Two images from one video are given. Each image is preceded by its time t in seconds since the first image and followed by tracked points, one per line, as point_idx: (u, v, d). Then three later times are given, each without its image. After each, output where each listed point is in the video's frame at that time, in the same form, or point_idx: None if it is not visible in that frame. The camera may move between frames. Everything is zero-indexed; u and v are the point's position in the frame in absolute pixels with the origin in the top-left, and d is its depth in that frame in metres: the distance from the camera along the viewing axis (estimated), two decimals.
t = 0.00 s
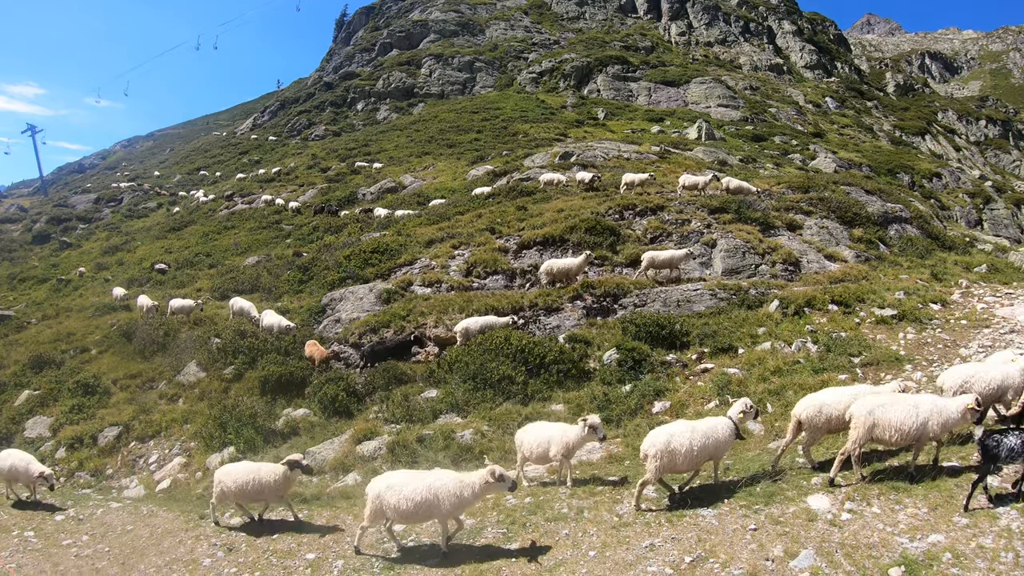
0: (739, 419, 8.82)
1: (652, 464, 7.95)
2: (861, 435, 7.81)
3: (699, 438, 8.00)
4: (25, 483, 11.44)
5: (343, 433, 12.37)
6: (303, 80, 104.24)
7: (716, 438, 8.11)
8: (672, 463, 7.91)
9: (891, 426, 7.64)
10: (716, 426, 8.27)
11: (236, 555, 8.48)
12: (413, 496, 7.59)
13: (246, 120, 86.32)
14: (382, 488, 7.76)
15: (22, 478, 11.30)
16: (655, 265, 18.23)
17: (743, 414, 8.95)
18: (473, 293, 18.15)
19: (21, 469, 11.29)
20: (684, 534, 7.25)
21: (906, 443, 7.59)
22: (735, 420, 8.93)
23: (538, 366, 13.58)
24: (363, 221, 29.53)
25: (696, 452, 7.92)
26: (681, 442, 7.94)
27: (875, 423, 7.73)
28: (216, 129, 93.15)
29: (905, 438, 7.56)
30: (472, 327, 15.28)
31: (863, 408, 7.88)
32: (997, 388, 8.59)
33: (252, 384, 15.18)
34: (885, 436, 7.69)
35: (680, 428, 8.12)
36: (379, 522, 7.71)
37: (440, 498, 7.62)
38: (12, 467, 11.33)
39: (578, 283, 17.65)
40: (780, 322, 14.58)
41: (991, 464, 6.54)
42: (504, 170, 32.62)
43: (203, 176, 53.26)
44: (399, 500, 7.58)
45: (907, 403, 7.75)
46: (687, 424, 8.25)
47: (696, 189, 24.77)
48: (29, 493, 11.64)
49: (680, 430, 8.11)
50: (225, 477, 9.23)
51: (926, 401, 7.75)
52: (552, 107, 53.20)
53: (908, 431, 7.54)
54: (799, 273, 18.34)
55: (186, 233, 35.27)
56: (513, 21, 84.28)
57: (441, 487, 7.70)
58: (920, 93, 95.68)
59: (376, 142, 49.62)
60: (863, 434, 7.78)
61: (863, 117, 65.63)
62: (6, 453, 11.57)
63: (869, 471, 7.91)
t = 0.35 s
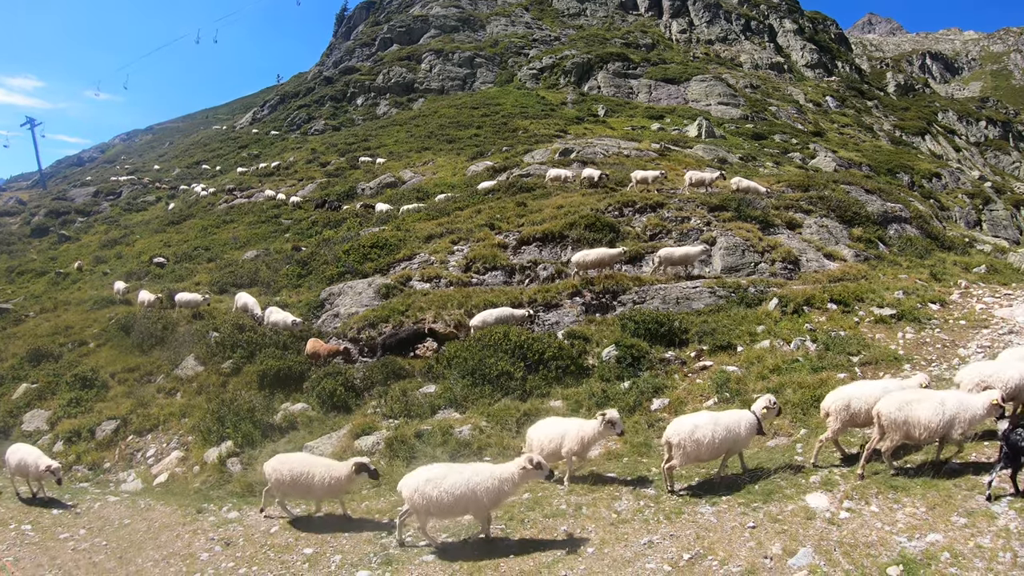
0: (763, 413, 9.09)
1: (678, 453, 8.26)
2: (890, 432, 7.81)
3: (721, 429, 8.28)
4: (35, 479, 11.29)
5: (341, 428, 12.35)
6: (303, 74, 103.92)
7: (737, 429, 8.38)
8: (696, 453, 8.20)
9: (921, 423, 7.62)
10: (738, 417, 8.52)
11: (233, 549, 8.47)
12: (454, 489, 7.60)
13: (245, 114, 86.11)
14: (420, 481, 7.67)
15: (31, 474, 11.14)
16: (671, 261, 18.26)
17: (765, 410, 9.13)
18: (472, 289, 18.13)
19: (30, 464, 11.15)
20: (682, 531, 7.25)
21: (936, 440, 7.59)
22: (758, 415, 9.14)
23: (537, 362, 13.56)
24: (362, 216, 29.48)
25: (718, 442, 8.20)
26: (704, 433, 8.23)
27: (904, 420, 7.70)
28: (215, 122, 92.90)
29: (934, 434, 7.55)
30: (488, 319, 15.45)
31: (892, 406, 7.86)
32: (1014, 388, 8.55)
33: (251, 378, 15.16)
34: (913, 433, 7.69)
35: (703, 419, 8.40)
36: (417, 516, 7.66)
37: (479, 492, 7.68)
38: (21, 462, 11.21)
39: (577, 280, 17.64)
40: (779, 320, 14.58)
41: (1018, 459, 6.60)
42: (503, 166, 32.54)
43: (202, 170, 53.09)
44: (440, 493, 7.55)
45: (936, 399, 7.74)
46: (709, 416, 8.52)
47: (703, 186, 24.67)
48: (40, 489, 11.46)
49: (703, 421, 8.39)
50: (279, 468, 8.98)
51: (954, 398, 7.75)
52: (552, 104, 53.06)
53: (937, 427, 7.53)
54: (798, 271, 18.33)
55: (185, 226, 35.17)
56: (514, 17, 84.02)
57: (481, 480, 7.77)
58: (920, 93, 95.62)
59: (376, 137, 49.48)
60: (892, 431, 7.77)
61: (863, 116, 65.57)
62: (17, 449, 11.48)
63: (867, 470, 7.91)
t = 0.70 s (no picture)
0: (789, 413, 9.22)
1: (702, 447, 8.37)
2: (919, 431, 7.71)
3: (745, 423, 8.44)
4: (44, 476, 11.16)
5: (339, 425, 12.33)
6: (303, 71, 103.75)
7: (763, 423, 8.55)
8: (720, 446, 8.33)
9: (947, 423, 7.55)
10: (764, 412, 8.71)
11: (230, 546, 8.46)
12: (494, 484, 7.51)
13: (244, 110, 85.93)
14: (457, 476, 7.59)
15: (40, 471, 11.03)
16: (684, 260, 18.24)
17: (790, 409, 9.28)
18: (471, 287, 18.11)
19: (40, 461, 11.04)
20: (679, 531, 7.24)
21: (964, 439, 7.51)
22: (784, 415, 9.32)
23: (536, 360, 13.56)
24: (361, 213, 29.44)
25: (743, 435, 8.37)
26: (730, 426, 8.39)
27: (929, 419, 7.64)
28: (215, 118, 92.68)
29: (962, 434, 7.47)
30: (502, 314, 15.65)
31: (918, 405, 7.79)
32: None
33: (249, 375, 15.15)
34: (939, 433, 7.62)
35: (729, 413, 8.59)
36: (454, 513, 7.58)
37: (522, 486, 7.57)
38: (31, 460, 11.15)
39: (576, 278, 17.65)
40: (778, 320, 14.57)
41: None
42: (503, 164, 32.49)
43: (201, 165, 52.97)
44: (479, 489, 7.47)
45: (962, 399, 7.67)
46: (732, 410, 8.69)
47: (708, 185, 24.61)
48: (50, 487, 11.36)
49: (729, 415, 8.57)
50: (340, 469, 8.85)
51: (981, 398, 7.68)
52: (552, 102, 53.00)
53: (964, 427, 7.45)
54: (797, 271, 18.34)
55: (183, 222, 35.12)
56: (515, 15, 83.89)
57: (523, 475, 7.65)
58: (920, 95, 95.67)
59: (376, 134, 49.40)
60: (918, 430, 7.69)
61: (863, 117, 65.60)
62: (28, 447, 11.45)
63: (864, 470, 7.91)
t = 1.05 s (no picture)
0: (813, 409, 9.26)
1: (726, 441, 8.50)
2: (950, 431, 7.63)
3: (770, 418, 8.47)
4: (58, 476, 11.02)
5: (339, 425, 12.32)
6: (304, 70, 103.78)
7: (789, 419, 8.54)
8: (744, 441, 8.41)
9: (979, 423, 7.42)
10: (791, 408, 8.71)
11: (229, 545, 8.45)
12: (536, 482, 7.40)
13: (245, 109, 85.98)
14: (499, 474, 7.50)
15: (57, 471, 10.90)
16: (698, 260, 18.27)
17: (815, 405, 9.34)
18: (471, 287, 18.10)
19: (56, 462, 10.89)
20: (677, 532, 7.25)
21: (997, 439, 7.39)
22: (809, 411, 9.36)
23: (535, 361, 13.55)
24: (362, 213, 29.45)
25: (767, 431, 8.39)
26: (753, 422, 8.44)
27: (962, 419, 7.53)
28: (216, 118, 92.76)
29: (995, 434, 7.34)
30: (516, 311, 15.64)
31: (951, 403, 7.69)
32: None
33: (249, 374, 15.15)
34: (972, 433, 7.50)
35: (753, 409, 8.61)
36: (494, 508, 7.50)
37: (562, 484, 7.47)
38: (45, 460, 10.97)
39: (576, 278, 17.67)
40: (778, 321, 14.57)
41: None
42: (503, 163, 32.52)
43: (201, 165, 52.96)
44: (519, 487, 7.37)
45: (994, 397, 7.55)
46: (756, 406, 8.74)
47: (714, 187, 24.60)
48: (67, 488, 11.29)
49: (753, 410, 8.61)
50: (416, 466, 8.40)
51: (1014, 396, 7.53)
52: (552, 102, 52.98)
53: (997, 427, 7.31)
54: (797, 272, 18.33)
55: (184, 221, 35.12)
56: (515, 15, 83.93)
57: (563, 473, 7.55)
58: (921, 96, 95.70)
59: (376, 134, 49.40)
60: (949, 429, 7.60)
61: (864, 118, 65.58)
62: (36, 445, 11.18)
63: (864, 471, 7.90)
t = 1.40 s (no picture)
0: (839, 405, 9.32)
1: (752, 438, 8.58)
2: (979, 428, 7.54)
3: (794, 418, 8.49)
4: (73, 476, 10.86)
5: (339, 425, 12.32)
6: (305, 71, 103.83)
7: (814, 417, 8.59)
8: (770, 439, 8.50)
9: (1011, 420, 7.35)
10: (817, 406, 8.75)
11: (229, 546, 8.45)
12: (584, 479, 7.43)
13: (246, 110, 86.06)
14: (545, 470, 7.52)
15: (72, 470, 10.74)
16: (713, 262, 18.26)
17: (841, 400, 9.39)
18: (471, 288, 18.10)
19: (72, 461, 10.75)
20: (678, 533, 7.24)
21: None
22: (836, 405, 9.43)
23: (536, 361, 13.55)
24: (362, 213, 29.46)
25: (792, 430, 8.43)
26: (778, 420, 8.49)
27: (995, 416, 7.43)
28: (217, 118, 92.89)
29: None
30: (534, 308, 15.69)
31: (980, 402, 7.61)
32: None
33: (249, 374, 15.16)
34: (1003, 430, 7.41)
35: (777, 407, 8.66)
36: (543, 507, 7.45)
37: (611, 480, 7.47)
38: (59, 461, 10.82)
39: (577, 279, 17.69)
40: (778, 322, 14.56)
41: None
42: (504, 164, 32.56)
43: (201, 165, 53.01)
44: (568, 483, 7.39)
45: None
46: (780, 404, 8.77)
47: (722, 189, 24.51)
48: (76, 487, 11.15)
49: (777, 409, 8.64)
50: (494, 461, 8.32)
51: None
52: (553, 103, 53.00)
53: None
54: (797, 274, 18.33)
55: (185, 221, 35.15)
56: (516, 16, 83.98)
57: (612, 469, 7.55)
58: (922, 98, 95.68)
59: (377, 134, 49.42)
60: (980, 428, 7.53)
61: (865, 120, 65.56)
62: (49, 448, 11.04)
63: (863, 473, 7.89)
